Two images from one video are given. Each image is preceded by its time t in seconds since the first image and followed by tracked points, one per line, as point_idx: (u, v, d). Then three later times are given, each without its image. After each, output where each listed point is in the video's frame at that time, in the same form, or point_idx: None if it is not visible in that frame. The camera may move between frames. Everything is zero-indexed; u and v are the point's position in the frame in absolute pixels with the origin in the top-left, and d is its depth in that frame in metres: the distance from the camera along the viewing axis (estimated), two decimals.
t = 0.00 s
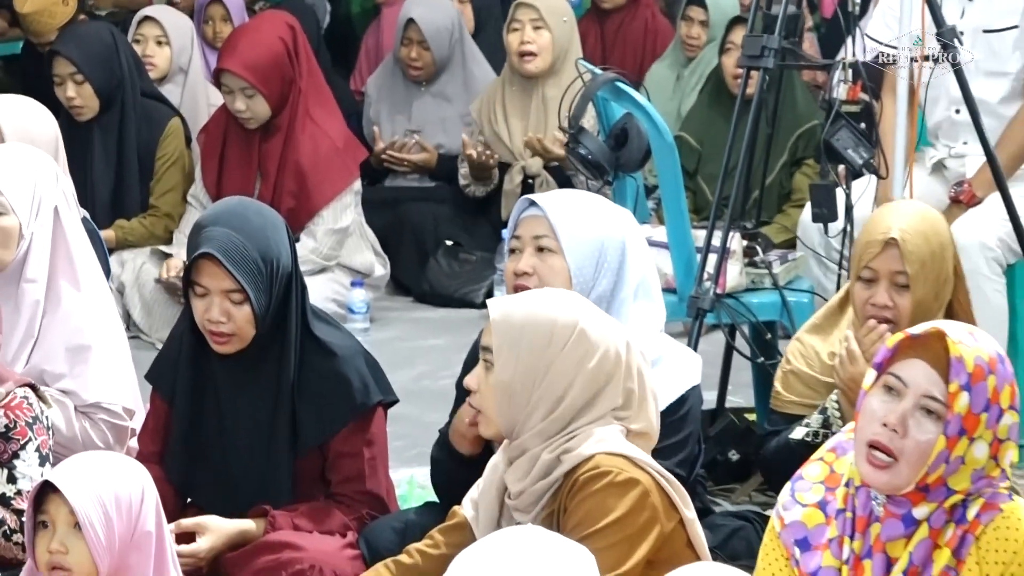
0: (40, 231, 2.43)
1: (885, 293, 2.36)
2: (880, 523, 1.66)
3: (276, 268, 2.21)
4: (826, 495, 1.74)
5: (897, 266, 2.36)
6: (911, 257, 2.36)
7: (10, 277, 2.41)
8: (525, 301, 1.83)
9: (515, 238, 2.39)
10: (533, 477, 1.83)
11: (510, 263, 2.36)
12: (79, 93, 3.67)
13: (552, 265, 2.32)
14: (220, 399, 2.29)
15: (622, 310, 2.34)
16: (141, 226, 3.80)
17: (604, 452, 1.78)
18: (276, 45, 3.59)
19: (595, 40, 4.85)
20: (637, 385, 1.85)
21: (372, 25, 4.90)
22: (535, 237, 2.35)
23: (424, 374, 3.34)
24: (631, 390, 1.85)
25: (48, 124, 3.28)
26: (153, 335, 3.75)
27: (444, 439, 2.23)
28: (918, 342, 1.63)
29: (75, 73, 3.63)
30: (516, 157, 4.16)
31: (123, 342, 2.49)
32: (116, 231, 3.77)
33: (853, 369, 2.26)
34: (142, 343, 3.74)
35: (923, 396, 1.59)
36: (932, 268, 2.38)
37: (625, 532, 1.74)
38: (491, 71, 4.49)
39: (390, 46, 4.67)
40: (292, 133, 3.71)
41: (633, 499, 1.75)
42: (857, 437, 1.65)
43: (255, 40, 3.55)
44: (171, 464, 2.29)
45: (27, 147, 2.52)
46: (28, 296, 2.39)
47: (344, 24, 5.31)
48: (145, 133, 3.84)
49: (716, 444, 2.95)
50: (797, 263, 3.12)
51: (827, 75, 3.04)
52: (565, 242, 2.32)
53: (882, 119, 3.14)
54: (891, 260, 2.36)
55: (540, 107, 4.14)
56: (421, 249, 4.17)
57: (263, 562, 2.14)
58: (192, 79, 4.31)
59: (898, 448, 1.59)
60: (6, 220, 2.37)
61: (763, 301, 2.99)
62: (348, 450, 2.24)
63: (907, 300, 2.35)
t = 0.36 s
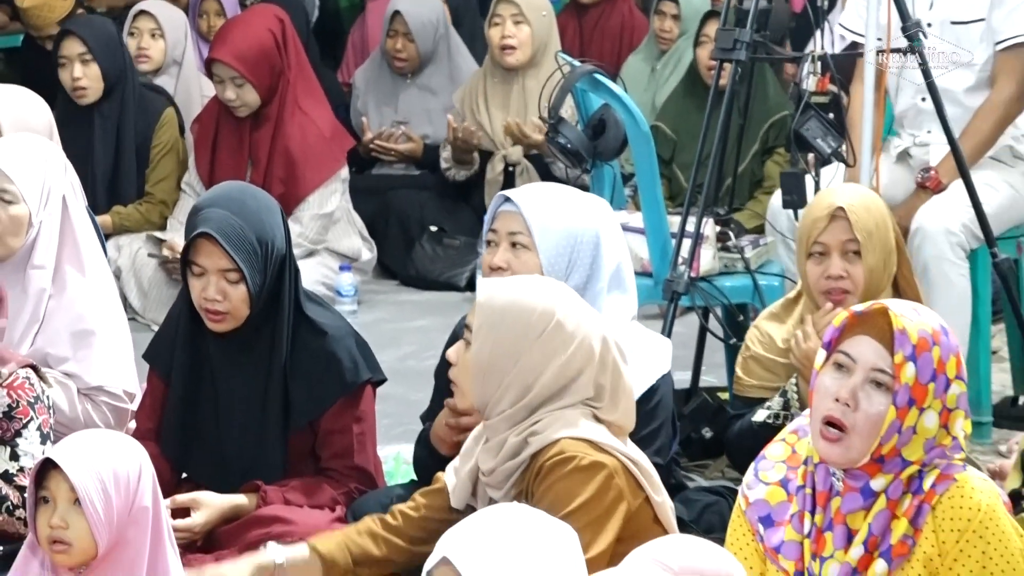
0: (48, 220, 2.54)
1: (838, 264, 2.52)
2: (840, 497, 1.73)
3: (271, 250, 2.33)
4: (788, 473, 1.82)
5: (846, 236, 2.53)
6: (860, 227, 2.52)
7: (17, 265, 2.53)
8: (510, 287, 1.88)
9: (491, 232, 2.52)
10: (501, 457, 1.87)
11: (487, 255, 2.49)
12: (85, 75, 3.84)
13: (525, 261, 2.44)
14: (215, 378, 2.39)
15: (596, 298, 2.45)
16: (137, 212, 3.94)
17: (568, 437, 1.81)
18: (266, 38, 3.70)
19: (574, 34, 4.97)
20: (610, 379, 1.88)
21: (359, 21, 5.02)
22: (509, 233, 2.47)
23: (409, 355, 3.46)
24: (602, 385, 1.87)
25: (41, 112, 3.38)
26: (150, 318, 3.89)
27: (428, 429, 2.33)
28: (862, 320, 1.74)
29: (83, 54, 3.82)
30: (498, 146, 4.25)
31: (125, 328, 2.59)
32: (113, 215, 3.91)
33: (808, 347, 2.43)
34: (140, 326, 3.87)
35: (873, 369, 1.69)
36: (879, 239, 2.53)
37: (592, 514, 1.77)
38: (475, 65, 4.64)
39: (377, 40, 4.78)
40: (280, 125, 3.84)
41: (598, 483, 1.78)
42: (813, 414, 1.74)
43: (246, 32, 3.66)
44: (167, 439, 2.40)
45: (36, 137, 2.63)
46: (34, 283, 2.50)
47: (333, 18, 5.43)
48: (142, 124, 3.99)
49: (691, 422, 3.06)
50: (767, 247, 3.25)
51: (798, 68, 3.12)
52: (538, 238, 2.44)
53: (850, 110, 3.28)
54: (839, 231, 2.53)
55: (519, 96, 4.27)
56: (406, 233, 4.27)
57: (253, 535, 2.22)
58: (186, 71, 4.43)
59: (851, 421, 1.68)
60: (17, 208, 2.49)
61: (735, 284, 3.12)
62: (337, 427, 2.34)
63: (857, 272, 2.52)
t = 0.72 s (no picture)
0: (53, 206, 2.68)
1: (806, 239, 2.64)
2: (819, 475, 1.81)
3: (269, 230, 2.45)
4: (769, 448, 1.91)
5: (814, 214, 2.64)
6: (827, 207, 2.62)
7: (22, 250, 2.65)
8: (491, 275, 1.97)
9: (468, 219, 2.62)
10: (493, 442, 1.97)
11: (464, 242, 2.59)
12: (92, 66, 3.97)
13: (501, 245, 2.55)
14: (213, 356, 2.51)
15: (570, 278, 2.59)
16: (135, 199, 4.06)
17: (558, 425, 1.92)
18: (257, 31, 3.87)
19: (556, 27, 5.08)
20: (592, 363, 1.97)
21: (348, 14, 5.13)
22: (485, 220, 2.57)
23: (397, 336, 3.59)
24: (584, 370, 1.97)
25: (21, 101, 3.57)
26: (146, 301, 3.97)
27: (415, 407, 2.45)
28: (848, 305, 1.80)
29: (90, 47, 3.96)
30: (483, 133, 4.43)
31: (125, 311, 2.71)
32: (111, 202, 4.02)
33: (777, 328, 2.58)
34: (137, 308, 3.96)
35: (857, 353, 1.76)
36: (846, 220, 2.64)
37: (582, 500, 1.88)
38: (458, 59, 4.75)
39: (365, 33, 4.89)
40: (272, 114, 4.01)
41: (589, 469, 1.89)
42: (796, 394, 1.81)
43: (238, 26, 3.83)
44: (166, 413, 2.52)
45: (42, 127, 2.76)
46: (39, 269, 2.62)
47: (324, 11, 5.55)
48: (142, 112, 4.11)
49: (666, 400, 3.19)
50: (741, 233, 3.39)
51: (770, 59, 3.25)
52: (512, 223, 2.55)
53: (819, 101, 3.41)
54: (808, 210, 2.64)
55: (504, 86, 4.41)
56: (394, 221, 4.39)
57: (247, 508, 2.34)
58: (182, 64, 4.58)
59: (834, 401, 1.76)
60: (24, 194, 2.62)
61: (709, 268, 3.26)
62: (329, 402, 2.46)
63: (824, 249, 2.63)
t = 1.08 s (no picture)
0: (45, 191, 2.80)
1: (794, 222, 2.77)
2: (806, 452, 1.93)
3: (265, 212, 2.57)
4: (757, 421, 2.01)
5: (804, 200, 2.77)
6: (818, 193, 2.76)
7: (17, 235, 2.75)
8: (477, 259, 2.06)
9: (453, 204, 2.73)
10: (481, 419, 2.08)
11: (448, 227, 2.71)
12: (93, 58, 4.09)
13: (484, 231, 2.67)
14: (209, 332, 2.64)
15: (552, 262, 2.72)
16: (131, 185, 4.19)
17: (544, 405, 2.03)
18: (248, 24, 3.98)
19: (535, 19, 5.21)
20: (571, 343, 2.07)
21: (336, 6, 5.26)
22: (469, 205, 2.69)
23: (383, 317, 3.72)
24: (563, 350, 2.07)
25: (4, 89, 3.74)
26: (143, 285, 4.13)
27: (400, 385, 2.57)
28: (849, 297, 1.93)
29: (92, 40, 4.07)
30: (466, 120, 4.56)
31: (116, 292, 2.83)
32: (108, 189, 4.16)
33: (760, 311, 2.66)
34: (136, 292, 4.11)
35: (852, 345, 1.89)
36: (834, 208, 2.77)
37: (564, 477, 1.98)
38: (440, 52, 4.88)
39: (350, 24, 5.01)
40: (262, 103, 4.12)
41: (573, 446, 2.00)
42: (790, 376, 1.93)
43: (228, 19, 3.95)
44: (163, 389, 2.64)
45: (32, 119, 2.89)
46: (32, 252, 2.73)
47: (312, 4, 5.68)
48: (140, 104, 4.24)
49: (642, 378, 3.33)
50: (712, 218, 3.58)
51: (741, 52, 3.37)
52: (495, 208, 2.66)
53: (788, 92, 3.55)
54: (799, 194, 2.77)
55: (487, 76, 4.55)
56: (380, 206, 4.49)
57: (239, 483, 2.46)
58: (176, 56, 4.72)
59: (827, 389, 1.87)
60: (16, 180, 2.74)
61: (684, 252, 3.39)
62: (321, 378, 2.59)
63: (812, 232, 2.76)
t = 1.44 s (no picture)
0: (29, 177, 2.90)
1: (784, 211, 2.90)
2: (768, 430, 2.05)
3: (255, 197, 2.70)
4: (722, 401, 2.13)
5: (796, 191, 2.90)
6: (812, 186, 2.89)
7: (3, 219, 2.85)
8: (445, 244, 2.18)
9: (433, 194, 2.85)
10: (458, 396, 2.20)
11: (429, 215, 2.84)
12: (84, 51, 4.24)
13: (463, 220, 2.80)
14: (200, 314, 2.76)
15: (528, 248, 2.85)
16: (122, 174, 4.31)
17: (518, 383, 2.15)
18: (234, 20, 4.11)
19: (511, 12, 5.32)
20: (531, 324, 2.17)
21: None
22: (449, 195, 2.81)
23: (366, 301, 3.86)
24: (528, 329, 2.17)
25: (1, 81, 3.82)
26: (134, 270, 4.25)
27: (382, 365, 2.69)
28: (807, 280, 2.03)
29: (83, 33, 4.22)
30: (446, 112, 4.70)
31: (102, 274, 2.95)
32: (100, 178, 4.29)
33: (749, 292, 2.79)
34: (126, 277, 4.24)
35: (811, 326, 2.00)
36: (824, 202, 2.91)
37: (538, 452, 2.11)
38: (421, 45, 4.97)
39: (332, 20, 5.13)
40: (249, 96, 4.25)
41: (547, 422, 2.13)
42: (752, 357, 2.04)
43: (215, 15, 4.07)
44: (156, 369, 2.77)
45: (18, 111, 3.00)
46: (21, 235, 2.85)
47: None
48: (129, 96, 4.39)
49: (614, 359, 3.47)
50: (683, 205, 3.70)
51: (709, 45, 3.54)
52: (472, 197, 2.79)
53: (755, 85, 3.69)
54: (793, 184, 2.90)
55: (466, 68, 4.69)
56: (362, 192, 4.65)
57: (228, 461, 2.58)
58: (165, 50, 4.83)
59: (787, 368, 1.99)
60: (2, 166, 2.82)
61: (654, 237, 3.53)
62: (306, 357, 2.72)
63: (797, 222, 2.89)
